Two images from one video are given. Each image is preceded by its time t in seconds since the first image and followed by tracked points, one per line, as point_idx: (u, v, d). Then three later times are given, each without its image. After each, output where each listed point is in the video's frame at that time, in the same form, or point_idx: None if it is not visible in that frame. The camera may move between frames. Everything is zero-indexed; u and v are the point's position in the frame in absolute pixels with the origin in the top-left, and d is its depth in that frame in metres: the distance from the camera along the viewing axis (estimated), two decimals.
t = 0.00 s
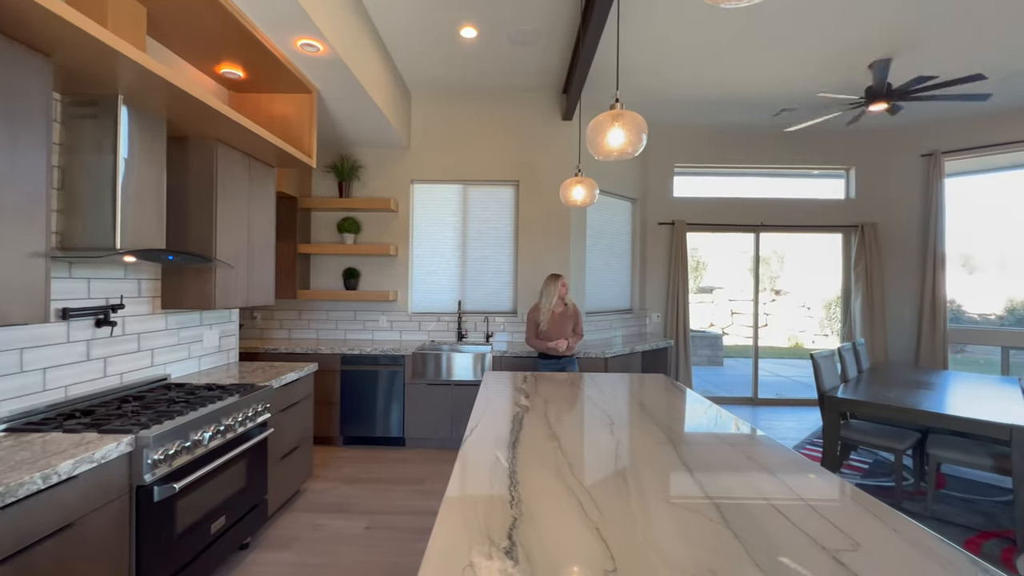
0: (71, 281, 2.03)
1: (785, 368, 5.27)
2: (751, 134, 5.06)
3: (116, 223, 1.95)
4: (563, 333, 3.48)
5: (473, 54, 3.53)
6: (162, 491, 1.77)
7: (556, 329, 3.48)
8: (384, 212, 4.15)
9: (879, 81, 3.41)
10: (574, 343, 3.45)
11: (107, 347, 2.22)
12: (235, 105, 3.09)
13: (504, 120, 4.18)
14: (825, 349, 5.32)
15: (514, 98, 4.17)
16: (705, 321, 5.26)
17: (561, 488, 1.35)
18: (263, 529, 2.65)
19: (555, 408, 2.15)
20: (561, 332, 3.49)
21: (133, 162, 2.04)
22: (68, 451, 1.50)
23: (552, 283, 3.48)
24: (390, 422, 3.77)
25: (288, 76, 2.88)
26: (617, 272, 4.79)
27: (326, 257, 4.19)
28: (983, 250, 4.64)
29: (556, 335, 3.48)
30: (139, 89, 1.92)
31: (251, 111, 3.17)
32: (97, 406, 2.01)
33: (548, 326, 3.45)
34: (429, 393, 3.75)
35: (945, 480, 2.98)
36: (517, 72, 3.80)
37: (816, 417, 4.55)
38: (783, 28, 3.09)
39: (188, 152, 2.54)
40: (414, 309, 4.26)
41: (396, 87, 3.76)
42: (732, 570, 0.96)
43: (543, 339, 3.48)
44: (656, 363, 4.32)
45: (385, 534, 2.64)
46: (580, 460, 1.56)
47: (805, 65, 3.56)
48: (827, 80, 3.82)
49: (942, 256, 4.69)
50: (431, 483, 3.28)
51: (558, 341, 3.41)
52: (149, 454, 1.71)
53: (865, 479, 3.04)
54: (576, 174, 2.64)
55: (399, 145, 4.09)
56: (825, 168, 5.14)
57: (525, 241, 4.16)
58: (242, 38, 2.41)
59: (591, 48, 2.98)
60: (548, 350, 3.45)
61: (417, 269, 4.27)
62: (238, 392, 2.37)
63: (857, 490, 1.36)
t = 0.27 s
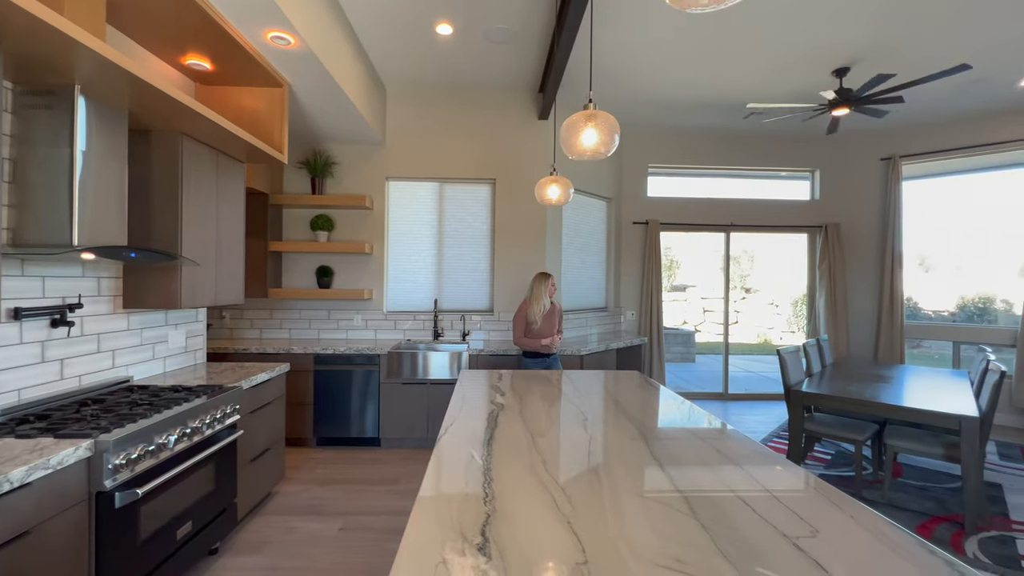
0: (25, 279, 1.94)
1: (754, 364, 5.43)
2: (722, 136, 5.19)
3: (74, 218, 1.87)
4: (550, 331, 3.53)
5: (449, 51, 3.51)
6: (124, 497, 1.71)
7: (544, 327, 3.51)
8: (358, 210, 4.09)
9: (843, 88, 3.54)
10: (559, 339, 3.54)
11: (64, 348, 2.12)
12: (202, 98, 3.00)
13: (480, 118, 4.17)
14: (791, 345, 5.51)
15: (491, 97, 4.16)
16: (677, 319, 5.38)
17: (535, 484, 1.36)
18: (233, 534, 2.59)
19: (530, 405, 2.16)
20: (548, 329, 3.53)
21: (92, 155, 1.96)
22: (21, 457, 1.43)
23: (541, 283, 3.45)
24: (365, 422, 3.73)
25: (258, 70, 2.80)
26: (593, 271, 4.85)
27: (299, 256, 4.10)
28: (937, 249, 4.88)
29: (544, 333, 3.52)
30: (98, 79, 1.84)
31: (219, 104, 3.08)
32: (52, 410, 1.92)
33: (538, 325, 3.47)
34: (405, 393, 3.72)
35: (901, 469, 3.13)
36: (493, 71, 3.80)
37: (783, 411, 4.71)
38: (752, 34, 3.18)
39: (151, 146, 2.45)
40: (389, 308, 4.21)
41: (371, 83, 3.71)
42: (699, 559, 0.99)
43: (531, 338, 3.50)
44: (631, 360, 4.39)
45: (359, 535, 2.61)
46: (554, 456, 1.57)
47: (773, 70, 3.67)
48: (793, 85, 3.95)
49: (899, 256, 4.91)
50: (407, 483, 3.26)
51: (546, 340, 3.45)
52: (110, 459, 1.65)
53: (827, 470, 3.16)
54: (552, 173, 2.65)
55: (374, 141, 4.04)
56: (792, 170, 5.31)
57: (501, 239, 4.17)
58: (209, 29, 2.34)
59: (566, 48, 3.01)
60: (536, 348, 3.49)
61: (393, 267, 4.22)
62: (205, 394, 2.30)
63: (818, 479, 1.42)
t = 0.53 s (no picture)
0: None
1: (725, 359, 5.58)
2: (695, 137, 5.29)
3: (27, 212, 1.78)
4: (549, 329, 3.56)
5: (425, 46, 3.47)
6: (82, 503, 1.64)
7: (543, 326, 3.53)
8: (332, 206, 4.02)
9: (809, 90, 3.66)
10: (555, 338, 3.60)
11: (17, 349, 2.02)
12: (167, 88, 2.89)
13: (457, 114, 4.15)
14: (761, 341, 5.68)
15: (467, 93, 4.14)
16: (652, 316, 5.47)
17: (509, 480, 1.36)
18: (200, 538, 2.51)
19: (506, 402, 2.17)
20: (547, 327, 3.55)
21: (46, 146, 1.87)
22: None
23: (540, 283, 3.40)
24: (340, 421, 3.67)
25: (226, 61, 2.72)
26: (570, 269, 4.89)
27: (271, 252, 4.01)
28: (896, 249, 5.10)
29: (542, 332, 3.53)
30: (52, 66, 1.76)
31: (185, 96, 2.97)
32: (4, 414, 1.83)
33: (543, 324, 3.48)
34: (381, 391, 3.67)
35: (862, 458, 3.27)
36: (470, 67, 3.78)
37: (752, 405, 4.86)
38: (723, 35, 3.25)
39: (112, 137, 2.35)
40: (365, 306, 4.16)
41: (345, 76, 3.65)
42: (668, 549, 1.01)
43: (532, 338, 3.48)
44: (606, 356, 4.45)
45: (332, 536, 2.57)
46: (528, 452, 1.58)
47: (744, 73, 3.77)
48: (762, 87, 4.06)
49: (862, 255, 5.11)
50: (383, 482, 3.23)
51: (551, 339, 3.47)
52: (66, 464, 1.58)
53: (793, 461, 3.28)
54: (528, 171, 2.65)
55: (348, 136, 3.97)
56: (761, 171, 5.47)
57: (478, 237, 4.16)
58: (173, 17, 2.26)
59: (541, 47, 3.02)
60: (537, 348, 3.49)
61: (368, 264, 4.16)
62: (171, 394, 2.22)
63: (782, 470, 1.47)
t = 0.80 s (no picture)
0: None
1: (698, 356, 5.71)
2: (669, 137, 5.39)
3: None
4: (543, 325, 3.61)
5: (400, 40, 3.43)
6: (37, 510, 1.57)
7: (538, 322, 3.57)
8: (305, 202, 3.94)
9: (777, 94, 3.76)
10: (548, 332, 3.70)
11: None
12: (129, 78, 2.77)
13: (433, 111, 4.11)
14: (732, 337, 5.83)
15: (444, 89, 4.11)
16: (627, 313, 5.55)
17: (483, 476, 1.35)
18: (166, 544, 2.43)
19: (481, 398, 2.16)
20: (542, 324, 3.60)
21: None
22: None
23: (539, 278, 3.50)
24: (314, 421, 3.61)
25: (192, 51, 2.63)
26: (546, 266, 4.92)
27: (240, 249, 3.90)
28: (859, 247, 5.31)
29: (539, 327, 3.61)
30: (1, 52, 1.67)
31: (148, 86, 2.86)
32: None
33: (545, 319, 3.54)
34: (355, 390, 3.63)
35: (826, 449, 3.39)
36: (446, 63, 3.76)
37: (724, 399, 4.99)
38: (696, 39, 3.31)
39: (68, 128, 2.24)
40: (339, 304, 4.09)
41: (317, 70, 3.57)
42: (638, 541, 1.02)
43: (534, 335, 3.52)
44: (582, 353, 4.50)
45: (304, 539, 2.53)
46: (503, 447, 1.58)
47: (716, 75, 3.85)
48: (734, 90, 4.15)
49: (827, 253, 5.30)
50: (357, 482, 3.19)
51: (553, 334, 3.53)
52: (19, 470, 1.51)
53: (761, 453, 3.38)
54: (504, 168, 2.65)
55: (321, 131, 3.89)
56: (732, 171, 5.60)
57: (455, 234, 4.14)
58: (135, 4, 2.17)
59: (518, 45, 3.02)
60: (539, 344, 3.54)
61: (342, 261, 4.09)
62: (134, 396, 2.15)
63: (750, 462, 1.50)
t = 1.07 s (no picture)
0: None
1: (673, 352, 5.81)
2: (645, 137, 5.47)
3: None
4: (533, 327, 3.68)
5: (374, 34, 3.37)
6: None
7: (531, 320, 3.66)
8: (277, 198, 3.85)
9: (748, 97, 3.85)
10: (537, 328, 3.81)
11: None
12: (87, 66, 2.65)
13: (409, 107, 4.07)
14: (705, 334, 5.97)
15: (420, 85, 4.07)
16: (604, 311, 5.62)
17: (458, 474, 1.32)
18: (129, 552, 2.35)
19: (457, 395, 2.14)
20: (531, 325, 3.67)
21: None
22: None
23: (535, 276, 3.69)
24: (287, 423, 3.54)
25: (156, 39, 2.53)
26: (523, 264, 4.93)
27: (209, 246, 3.79)
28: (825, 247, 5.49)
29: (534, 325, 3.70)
30: None
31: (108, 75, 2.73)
32: None
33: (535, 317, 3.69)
34: (330, 390, 3.56)
35: (793, 442, 3.51)
36: (422, 59, 3.72)
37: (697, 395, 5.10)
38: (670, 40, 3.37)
39: (20, 118, 2.13)
40: (313, 303, 4.01)
41: (289, 62, 3.49)
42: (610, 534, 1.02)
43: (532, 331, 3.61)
44: (559, 351, 4.54)
45: (276, 542, 2.47)
46: (477, 443, 1.57)
47: (690, 77, 3.92)
48: (707, 92, 4.24)
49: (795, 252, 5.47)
50: (332, 483, 3.14)
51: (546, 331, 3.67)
52: None
53: (732, 446, 3.47)
54: (479, 166, 2.62)
55: (293, 125, 3.80)
56: (706, 172, 5.72)
57: (431, 232, 4.11)
58: None
59: (494, 42, 3.02)
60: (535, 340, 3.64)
61: (315, 259, 4.02)
62: (95, 399, 2.06)
63: (722, 456, 1.51)
